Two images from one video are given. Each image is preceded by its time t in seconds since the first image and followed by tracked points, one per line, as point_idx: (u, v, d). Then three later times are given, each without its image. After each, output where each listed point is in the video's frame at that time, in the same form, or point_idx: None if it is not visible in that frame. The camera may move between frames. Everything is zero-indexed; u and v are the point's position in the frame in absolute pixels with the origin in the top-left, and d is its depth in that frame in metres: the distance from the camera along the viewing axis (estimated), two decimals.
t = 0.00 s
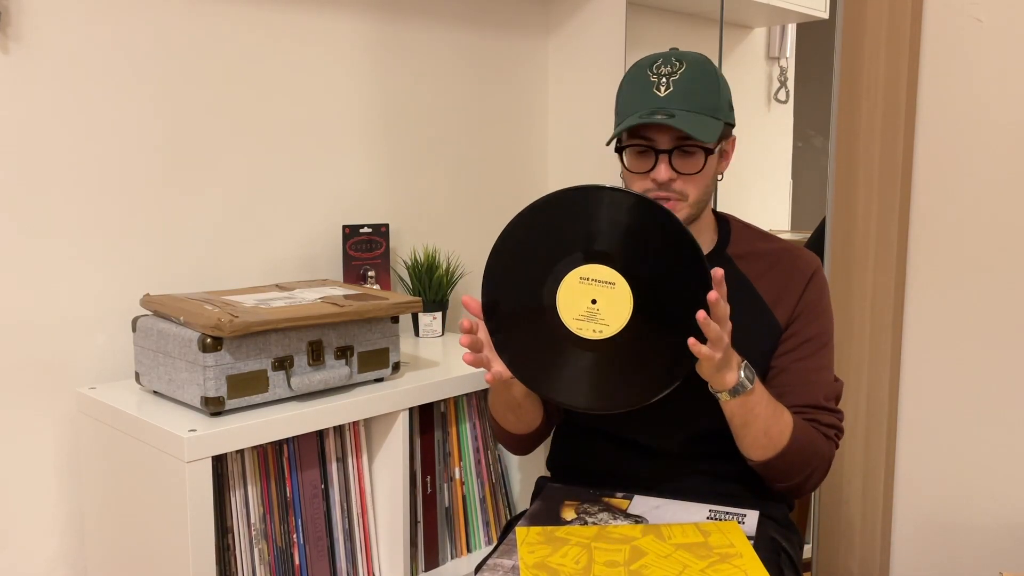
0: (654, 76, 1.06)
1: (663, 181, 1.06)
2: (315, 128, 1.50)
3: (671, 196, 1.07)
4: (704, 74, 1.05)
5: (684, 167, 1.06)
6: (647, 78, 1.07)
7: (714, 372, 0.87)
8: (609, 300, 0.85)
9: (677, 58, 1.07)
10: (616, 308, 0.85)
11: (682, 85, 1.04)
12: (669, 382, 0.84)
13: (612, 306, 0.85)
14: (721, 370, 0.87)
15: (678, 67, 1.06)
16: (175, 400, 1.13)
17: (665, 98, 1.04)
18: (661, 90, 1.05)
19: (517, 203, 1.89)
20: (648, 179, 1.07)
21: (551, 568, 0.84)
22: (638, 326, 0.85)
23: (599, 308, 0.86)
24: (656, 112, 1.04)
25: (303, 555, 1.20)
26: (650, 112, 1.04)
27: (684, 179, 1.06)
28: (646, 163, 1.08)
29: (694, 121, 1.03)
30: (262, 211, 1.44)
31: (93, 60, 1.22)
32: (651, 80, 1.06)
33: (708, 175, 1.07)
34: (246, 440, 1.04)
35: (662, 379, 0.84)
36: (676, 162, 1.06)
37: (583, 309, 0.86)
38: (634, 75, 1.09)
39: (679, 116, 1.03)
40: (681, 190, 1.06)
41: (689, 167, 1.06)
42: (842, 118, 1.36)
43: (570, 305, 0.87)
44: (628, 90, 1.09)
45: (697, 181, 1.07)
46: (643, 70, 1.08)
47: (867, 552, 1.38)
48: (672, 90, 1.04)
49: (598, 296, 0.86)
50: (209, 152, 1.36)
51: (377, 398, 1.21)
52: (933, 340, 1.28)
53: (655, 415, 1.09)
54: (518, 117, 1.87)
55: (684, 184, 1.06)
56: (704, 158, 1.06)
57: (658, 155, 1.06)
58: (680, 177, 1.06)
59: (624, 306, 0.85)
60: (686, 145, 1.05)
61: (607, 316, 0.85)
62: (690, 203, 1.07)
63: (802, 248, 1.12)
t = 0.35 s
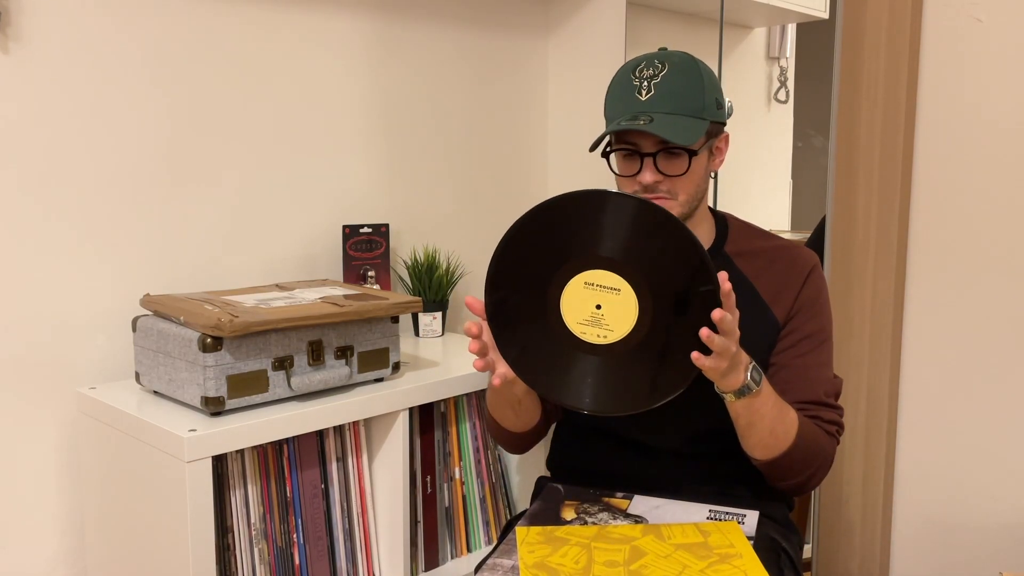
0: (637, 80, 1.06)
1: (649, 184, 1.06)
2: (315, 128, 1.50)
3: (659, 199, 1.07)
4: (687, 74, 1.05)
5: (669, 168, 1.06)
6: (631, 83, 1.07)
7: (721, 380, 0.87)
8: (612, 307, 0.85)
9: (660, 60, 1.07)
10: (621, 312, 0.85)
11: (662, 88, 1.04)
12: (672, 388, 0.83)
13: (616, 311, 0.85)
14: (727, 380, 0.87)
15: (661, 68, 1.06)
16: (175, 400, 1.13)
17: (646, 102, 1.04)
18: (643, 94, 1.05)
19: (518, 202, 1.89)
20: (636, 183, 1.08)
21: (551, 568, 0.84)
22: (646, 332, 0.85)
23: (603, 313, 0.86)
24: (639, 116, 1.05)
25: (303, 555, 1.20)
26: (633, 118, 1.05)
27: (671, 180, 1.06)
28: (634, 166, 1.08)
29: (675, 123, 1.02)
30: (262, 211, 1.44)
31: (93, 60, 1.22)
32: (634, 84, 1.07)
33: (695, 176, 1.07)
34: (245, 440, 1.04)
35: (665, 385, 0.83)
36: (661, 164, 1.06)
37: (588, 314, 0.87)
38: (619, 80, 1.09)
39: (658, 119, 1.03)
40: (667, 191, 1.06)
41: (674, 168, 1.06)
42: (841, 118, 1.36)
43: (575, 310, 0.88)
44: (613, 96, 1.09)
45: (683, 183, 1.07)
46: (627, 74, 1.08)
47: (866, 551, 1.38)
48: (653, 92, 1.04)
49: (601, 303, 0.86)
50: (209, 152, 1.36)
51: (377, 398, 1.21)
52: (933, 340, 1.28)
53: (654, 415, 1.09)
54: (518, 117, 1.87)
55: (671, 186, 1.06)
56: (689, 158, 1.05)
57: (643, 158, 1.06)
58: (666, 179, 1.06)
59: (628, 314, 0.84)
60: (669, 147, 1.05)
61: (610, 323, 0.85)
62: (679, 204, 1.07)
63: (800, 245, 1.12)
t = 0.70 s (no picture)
0: (596, 114, 1.05)
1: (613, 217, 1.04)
2: (315, 128, 1.50)
3: (624, 231, 1.04)
4: (643, 105, 1.02)
5: (632, 201, 1.02)
6: (591, 116, 1.06)
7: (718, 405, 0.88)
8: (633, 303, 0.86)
9: (619, 89, 1.04)
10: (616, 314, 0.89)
11: (618, 124, 1.02)
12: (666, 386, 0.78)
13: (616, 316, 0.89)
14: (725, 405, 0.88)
15: (618, 98, 1.03)
16: (175, 400, 1.13)
17: (602, 139, 1.03)
18: (599, 129, 1.04)
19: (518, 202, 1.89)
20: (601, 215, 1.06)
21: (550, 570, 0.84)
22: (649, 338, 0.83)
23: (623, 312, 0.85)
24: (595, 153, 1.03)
25: (303, 555, 1.20)
26: (587, 155, 1.04)
27: (636, 213, 1.03)
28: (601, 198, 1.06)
29: (629, 160, 1.00)
30: (262, 211, 1.44)
31: (93, 60, 1.22)
32: (593, 118, 1.05)
33: (658, 206, 1.04)
34: (245, 441, 1.04)
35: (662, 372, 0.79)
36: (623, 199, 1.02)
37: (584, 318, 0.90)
38: (582, 112, 1.08)
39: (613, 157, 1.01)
40: (631, 223, 1.03)
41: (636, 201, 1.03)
42: (842, 116, 1.34)
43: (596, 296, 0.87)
44: (577, 128, 1.08)
45: (648, 214, 1.03)
46: (588, 106, 1.06)
47: (867, 552, 1.37)
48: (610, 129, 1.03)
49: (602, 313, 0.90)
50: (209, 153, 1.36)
51: (376, 398, 1.21)
52: (934, 341, 1.27)
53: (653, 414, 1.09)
54: (518, 117, 1.87)
55: (634, 218, 1.03)
56: (651, 190, 1.02)
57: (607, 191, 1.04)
58: (630, 212, 1.03)
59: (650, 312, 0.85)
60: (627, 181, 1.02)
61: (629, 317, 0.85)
62: (645, 233, 1.04)
63: (788, 241, 1.12)
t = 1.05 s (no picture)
0: (622, 91, 1.06)
1: (644, 195, 1.04)
2: (315, 128, 1.50)
3: (649, 210, 1.05)
4: (670, 85, 1.06)
5: (663, 179, 1.05)
6: (616, 93, 1.06)
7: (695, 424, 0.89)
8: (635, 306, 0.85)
9: (643, 70, 1.07)
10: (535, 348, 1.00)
11: (652, 99, 1.04)
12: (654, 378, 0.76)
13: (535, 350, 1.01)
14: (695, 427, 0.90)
15: (645, 78, 1.06)
16: (176, 400, 1.13)
17: (639, 112, 1.03)
18: (631, 105, 1.04)
19: (518, 202, 1.90)
20: (629, 194, 1.05)
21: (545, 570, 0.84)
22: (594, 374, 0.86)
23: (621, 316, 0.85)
24: (632, 126, 1.03)
25: (303, 555, 1.20)
26: (627, 127, 1.03)
27: (664, 191, 1.05)
28: (624, 177, 1.06)
29: (670, 133, 1.03)
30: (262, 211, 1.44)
31: (93, 60, 1.22)
32: (619, 95, 1.06)
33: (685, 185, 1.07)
34: (244, 441, 1.04)
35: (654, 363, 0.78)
36: (655, 175, 1.04)
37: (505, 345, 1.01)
38: (601, 90, 1.08)
39: (654, 130, 1.02)
40: (661, 202, 1.05)
41: (666, 178, 1.05)
42: (842, 116, 1.33)
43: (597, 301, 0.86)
44: (596, 105, 1.07)
45: (675, 192, 1.06)
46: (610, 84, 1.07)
47: (866, 553, 1.36)
48: (642, 104, 1.04)
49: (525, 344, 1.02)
50: (209, 152, 1.36)
51: (376, 398, 1.21)
52: (933, 340, 1.27)
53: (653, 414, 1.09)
54: (519, 117, 1.87)
55: (663, 196, 1.05)
56: (682, 166, 1.05)
57: (636, 169, 1.04)
58: (659, 190, 1.05)
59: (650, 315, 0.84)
60: (662, 157, 1.04)
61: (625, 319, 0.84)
62: (672, 213, 1.06)
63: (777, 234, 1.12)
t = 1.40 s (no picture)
0: (591, 113, 1.06)
1: (611, 217, 1.04)
2: (315, 128, 1.50)
3: (624, 231, 1.05)
4: (640, 104, 1.04)
5: (630, 201, 1.03)
6: (586, 115, 1.07)
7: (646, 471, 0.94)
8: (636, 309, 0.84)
9: (614, 89, 1.06)
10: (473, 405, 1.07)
11: (616, 123, 1.04)
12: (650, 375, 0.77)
13: (474, 403, 1.08)
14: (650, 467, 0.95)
15: (614, 99, 1.05)
16: (176, 400, 1.13)
17: (601, 138, 1.04)
18: (596, 129, 1.05)
19: (518, 202, 1.90)
20: (598, 215, 1.05)
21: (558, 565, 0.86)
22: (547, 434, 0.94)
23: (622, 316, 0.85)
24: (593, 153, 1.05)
25: (303, 555, 1.20)
26: (587, 155, 1.04)
27: (634, 212, 1.03)
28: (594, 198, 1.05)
29: (630, 158, 1.02)
30: (262, 211, 1.44)
31: (93, 59, 1.22)
32: (588, 117, 1.07)
33: (658, 204, 1.05)
34: (245, 441, 1.04)
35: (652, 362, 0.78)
36: (621, 197, 1.03)
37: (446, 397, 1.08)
38: (575, 111, 1.09)
39: (614, 157, 1.02)
40: (631, 223, 1.04)
41: (635, 200, 1.03)
42: (842, 116, 1.34)
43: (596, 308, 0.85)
44: (569, 128, 1.09)
45: (647, 213, 1.04)
46: (582, 106, 1.08)
47: (866, 553, 1.36)
48: (607, 128, 1.04)
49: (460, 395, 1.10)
50: (209, 152, 1.36)
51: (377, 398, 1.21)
52: (933, 341, 1.27)
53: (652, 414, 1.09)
54: (518, 117, 1.87)
55: (634, 216, 1.03)
56: (651, 187, 1.03)
57: (603, 192, 1.04)
58: (628, 212, 1.03)
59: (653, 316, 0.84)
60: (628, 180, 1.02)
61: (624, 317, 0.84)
62: (645, 232, 1.04)
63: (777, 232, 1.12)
